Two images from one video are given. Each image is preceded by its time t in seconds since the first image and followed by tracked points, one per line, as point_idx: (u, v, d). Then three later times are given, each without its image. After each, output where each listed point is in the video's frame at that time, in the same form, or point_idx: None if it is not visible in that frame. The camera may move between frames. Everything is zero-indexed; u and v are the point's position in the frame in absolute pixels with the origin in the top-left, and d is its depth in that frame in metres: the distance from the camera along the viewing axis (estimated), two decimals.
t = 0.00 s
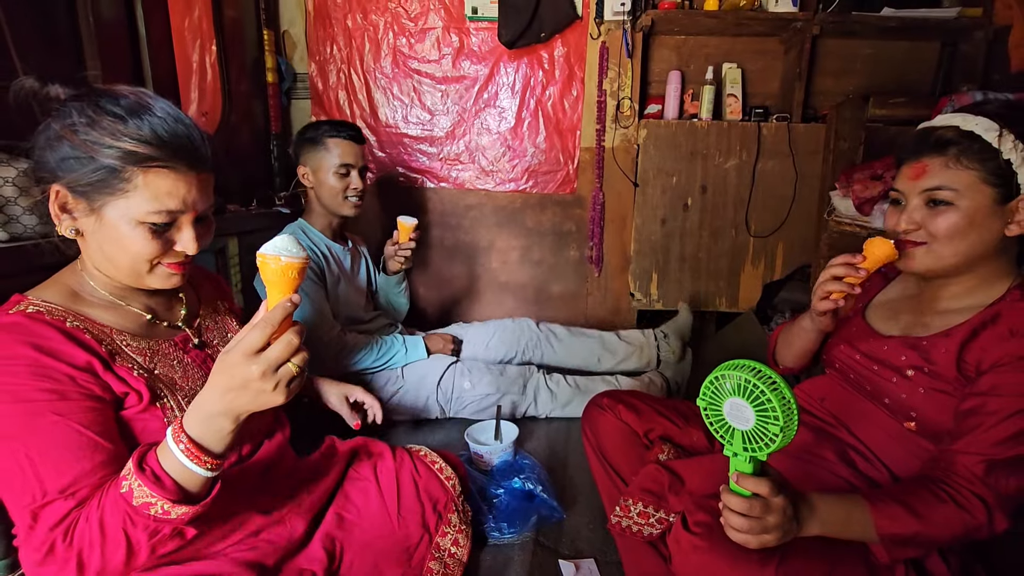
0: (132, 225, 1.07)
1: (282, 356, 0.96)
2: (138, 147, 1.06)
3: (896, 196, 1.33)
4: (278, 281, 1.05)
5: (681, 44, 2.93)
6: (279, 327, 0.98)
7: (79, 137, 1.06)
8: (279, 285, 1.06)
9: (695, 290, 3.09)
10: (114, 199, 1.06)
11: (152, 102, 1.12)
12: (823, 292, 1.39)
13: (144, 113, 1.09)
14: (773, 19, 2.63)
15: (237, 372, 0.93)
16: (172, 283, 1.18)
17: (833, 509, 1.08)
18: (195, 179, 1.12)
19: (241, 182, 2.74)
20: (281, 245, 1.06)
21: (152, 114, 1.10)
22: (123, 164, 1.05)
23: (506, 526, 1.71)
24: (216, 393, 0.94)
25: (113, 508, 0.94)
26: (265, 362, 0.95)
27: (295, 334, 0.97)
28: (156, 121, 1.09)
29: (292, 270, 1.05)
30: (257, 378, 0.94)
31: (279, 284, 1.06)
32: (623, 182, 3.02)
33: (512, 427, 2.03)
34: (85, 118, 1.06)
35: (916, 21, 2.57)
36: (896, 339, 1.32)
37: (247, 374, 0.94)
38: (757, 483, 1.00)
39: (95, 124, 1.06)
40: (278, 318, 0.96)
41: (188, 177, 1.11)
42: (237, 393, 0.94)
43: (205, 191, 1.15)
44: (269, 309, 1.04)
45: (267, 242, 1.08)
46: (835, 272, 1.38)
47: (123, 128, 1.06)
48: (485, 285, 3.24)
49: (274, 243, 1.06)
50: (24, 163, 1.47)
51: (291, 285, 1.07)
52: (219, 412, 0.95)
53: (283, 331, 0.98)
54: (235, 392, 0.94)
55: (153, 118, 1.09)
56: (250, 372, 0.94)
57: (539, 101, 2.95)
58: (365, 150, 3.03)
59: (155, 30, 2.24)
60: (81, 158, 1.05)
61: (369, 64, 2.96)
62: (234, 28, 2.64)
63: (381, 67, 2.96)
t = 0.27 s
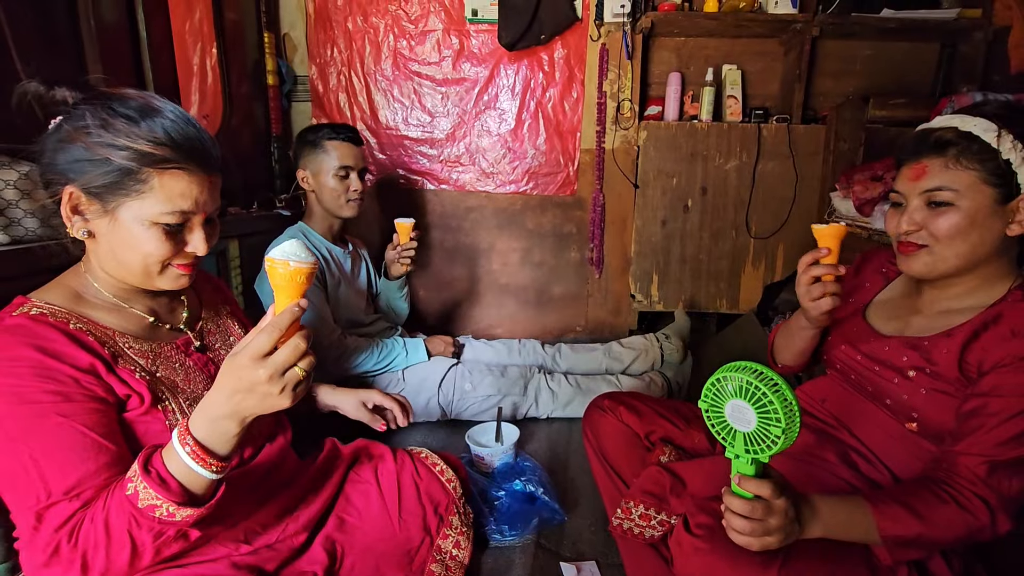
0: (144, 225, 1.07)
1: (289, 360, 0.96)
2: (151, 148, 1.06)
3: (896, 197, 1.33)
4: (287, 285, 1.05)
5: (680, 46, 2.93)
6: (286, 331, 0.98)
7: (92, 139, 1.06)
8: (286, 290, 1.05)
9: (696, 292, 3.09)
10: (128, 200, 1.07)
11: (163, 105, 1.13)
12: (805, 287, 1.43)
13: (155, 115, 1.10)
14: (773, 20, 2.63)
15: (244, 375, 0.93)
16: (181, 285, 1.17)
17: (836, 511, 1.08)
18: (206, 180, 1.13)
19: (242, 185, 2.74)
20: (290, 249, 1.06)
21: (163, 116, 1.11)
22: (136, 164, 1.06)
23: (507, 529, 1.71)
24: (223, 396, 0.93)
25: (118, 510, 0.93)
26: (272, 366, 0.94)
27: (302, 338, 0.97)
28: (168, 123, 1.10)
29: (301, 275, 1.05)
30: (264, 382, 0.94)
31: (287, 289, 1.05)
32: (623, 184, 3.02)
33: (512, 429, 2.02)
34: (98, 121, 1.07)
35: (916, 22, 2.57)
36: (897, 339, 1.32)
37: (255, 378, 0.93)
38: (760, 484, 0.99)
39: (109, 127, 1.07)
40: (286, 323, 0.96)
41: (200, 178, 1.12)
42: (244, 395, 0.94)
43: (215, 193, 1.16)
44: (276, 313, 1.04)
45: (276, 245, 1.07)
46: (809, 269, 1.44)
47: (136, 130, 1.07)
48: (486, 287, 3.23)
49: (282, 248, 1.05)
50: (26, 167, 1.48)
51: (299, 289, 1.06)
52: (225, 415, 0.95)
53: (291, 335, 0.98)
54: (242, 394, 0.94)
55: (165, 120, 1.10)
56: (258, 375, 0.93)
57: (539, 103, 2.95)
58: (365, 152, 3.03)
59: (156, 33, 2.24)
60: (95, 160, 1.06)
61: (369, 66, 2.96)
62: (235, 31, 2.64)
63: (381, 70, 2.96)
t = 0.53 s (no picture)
0: (148, 227, 1.07)
1: (283, 367, 0.95)
2: (157, 149, 1.06)
3: (894, 199, 1.33)
4: (282, 292, 1.04)
5: (680, 47, 2.93)
6: (280, 338, 0.97)
7: (97, 140, 1.06)
8: (282, 296, 1.05)
9: (696, 292, 3.09)
10: (133, 202, 1.06)
11: (167, 107, 1.13)
12: (812, 289, 1.42)
13: (160, 117, 1.10)
14: (773, 20, 2.63)
15: (237, 382, 0.93)
16: (184, 287, 1.17)
17: (837, 512, 1.07)
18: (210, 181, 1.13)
19: (242, 186, 2.74)
20: (285, 255, 1.05)
21: (168, 118, 1.11)
22: (142, 165, 1.05)
23: (508, 531, 1.70)
24: (216, 404, 0.93)
25: (108, 516, 0.93)
26: (264, 374, 0.94)
27: (295, 346, 0.97)
28: (172, 124, 1.10)
29: (296, 281, 1.04)
30: (256, 390, 0.93)
31: (282, 296, 1.05)
32: (623, 184, 3.02)
33: (513, 433, 2.01)
34: (102, 122, 1.07)
35: (916, 22, 2.57)
36: (898, 339, 1.31)
37: (246, 386, 0.93)
38: (761, 485, 0.99)
39: (113, 127, 1.06)
40: (280, 330, 0.95)
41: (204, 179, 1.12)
42: (236, 403, 0.94)
43: (218, 195, 1.16)
44: (272, 319, 1.03)
45: (272, 252, 1.06)
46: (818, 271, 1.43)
47: (141, 131, 1.07)
48: (486, 288, 3.23)
49: (278, 254, 1.05)
50: (25, 169, 1.47)
51: (294, 296, 1.06)
52: (217, 423, 0.94)
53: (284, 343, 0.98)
54: (234, 402, 0.94)
55: (170, 121, 1.10)
56: (249, 384, 0.93)
57: (539, 104, 2.95)
58: (365, 153, 3.03)
59: (156, 34, 2.24)
60: (100, 161, 1.05)
61: (369, 67, 2.96)
62: (234, 33, 2.64)
63: (381, 71, 2.96)
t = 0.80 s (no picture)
0: (147, 231, 1.07)
1: (281, 376, 0.95)
2: (154, 153, 1.06)
3: (899, 200, 1.33)
4: (281, 300, 1.04)
5: (680, 47, 2.93)
6: (278, 346, 0.97)
7: (94, 143, 1.06)
8: (280, 304, 1.05)
9: (697, 293, 3.08)
10: (131, 205, 1.06)
11: (164, 109, 1.13)
12: (821, 297, 1.40)
13: (157, 119, 1.10)
14: (773, 21, 2.62)
15: (235, 391, 0.92)
16: (184, 291, 1.17)
17: (842, 516, 1.06)
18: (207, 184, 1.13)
19: (242, 188, 2.74)
20: (285, 263, 1.05)
21: (165, 120, 1.10)
22: (140, 169, 1.05)
23: (509, 533, 1.70)
24: (214, 411, 0.93)
25: (104, 523, 0.93)
26: (263, 383, 0.94)
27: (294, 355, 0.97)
28: (170, 126, 1.10)
29: (295, 289, 1.04)
30: (254, 399, 0.93)
31: (281, 303, 1.05)
32: (624, 185, 3.02)
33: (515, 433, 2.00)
34: (99, 125, 1.06)
35: (917, 22, 2.57)
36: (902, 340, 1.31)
37: (245, 395, 0.93)
38: (763, 488, 0.99)
39: (111, 130, 1.06)
40: (279, 338, 0.95)
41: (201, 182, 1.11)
42: (234, 412, 0.93)
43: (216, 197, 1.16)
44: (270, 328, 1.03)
45: (271, 259, 1.06)
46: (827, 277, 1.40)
47: (139, 134, 1.07)
48: (486, 289, 3.23)
49: (277, 261, 1.05)
50: (25, 170, 1.47)
51: (293, 304, 1.06)
52: (215, 430, 0.93)
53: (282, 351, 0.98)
54: (232, 411, 0.93)
55: (167, 124, 1.10)
56: (247, 392, 0.93)
57: (539, 105, 2.95)
58: (365, 155, 3.03)
59: (156, 36, 2.24)
60: (98, 164, 1.05)
61: (369, 69, 2.96)
62: (234, 35, 2.64)
63: (381, 72, 2.96)
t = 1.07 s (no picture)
0: (148, 234, 1.07)
1: (286, 375, 0.96)
2: (155, 155, 1.06)
3: (902, 200, 1.33)
4: (286, 300, 1.05)
5: (681, 48, 2.93)
6: (283, 346, 0.98)
7: (96, 147, 1.06)
8: (285, 304, 1.05)
9: (698, 294, 3.08)
10: (132, 208, 1.07)
11: (166, 111, 1.13)
12: (818, 281, 1.42)
13: (159, 122, 1.10)
14: (774, 22, 2.62)
15: (240, 391, 0.93)
16: (184, 292, 1.18)
17: (843, 517, 1.06)
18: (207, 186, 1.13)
19: (244, 190, 2.75)
20: (288, 263, 1.05)
21: (167, 123, 1.11)
22: (140, 171, 1.05)
23: (510, 533, 1.70)
24: (218, 410, 0.93)
25: (111, 521, 0.93)
26: (267, 382, 0.94)
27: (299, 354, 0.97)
28: (171, 128, 1.10)
29: (299, 290, 1.05)
30: (259, 398, 0.94)
31: (286, 304, 1.05)
32: (625, 186, 3.03)
33: (516, 434, 2.01)
34: (102, 129, 1.07)
35: (918, 23, 2.57)
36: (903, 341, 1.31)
37: (249, 394, 0.93)
38: (764, 489, 0.98)
39: (112, 134, 1.07)
40: (283, 338, 0.96)
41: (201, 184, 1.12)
42: (238, 411, 0.94)
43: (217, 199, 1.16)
44: (274, 328, 1.03)
45: (275, 259, 1.07)
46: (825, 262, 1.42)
47: (140, 137, 1.07)
48: (487, 290, 3.23)
49: (281, 262, 1.05)
50: (29, 172, 1.50)
51: (297, 304, 1.06)
52: (219, 429, 0.94)
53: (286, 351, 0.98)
54: (235, 411, 0.94)
55: (168, 126, 1.10)
56: (252, 392, 0.93)
57: (540, 106, 2.95)
58: (367, 156, 3.04)
59: (158, 38, 2.25)
60: (100, 168, 1.05)
61: (371, 70, 2.96)
62: (236, 37, 2.65)
63: (382, 74, 2.96)
